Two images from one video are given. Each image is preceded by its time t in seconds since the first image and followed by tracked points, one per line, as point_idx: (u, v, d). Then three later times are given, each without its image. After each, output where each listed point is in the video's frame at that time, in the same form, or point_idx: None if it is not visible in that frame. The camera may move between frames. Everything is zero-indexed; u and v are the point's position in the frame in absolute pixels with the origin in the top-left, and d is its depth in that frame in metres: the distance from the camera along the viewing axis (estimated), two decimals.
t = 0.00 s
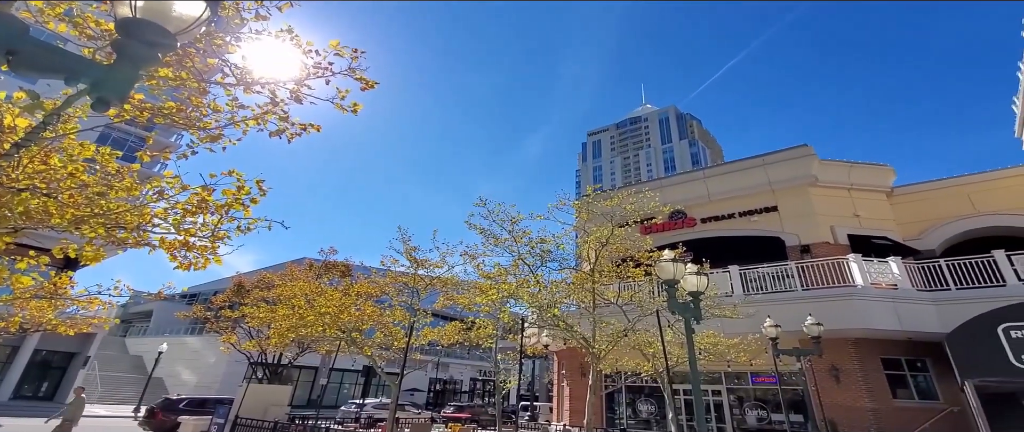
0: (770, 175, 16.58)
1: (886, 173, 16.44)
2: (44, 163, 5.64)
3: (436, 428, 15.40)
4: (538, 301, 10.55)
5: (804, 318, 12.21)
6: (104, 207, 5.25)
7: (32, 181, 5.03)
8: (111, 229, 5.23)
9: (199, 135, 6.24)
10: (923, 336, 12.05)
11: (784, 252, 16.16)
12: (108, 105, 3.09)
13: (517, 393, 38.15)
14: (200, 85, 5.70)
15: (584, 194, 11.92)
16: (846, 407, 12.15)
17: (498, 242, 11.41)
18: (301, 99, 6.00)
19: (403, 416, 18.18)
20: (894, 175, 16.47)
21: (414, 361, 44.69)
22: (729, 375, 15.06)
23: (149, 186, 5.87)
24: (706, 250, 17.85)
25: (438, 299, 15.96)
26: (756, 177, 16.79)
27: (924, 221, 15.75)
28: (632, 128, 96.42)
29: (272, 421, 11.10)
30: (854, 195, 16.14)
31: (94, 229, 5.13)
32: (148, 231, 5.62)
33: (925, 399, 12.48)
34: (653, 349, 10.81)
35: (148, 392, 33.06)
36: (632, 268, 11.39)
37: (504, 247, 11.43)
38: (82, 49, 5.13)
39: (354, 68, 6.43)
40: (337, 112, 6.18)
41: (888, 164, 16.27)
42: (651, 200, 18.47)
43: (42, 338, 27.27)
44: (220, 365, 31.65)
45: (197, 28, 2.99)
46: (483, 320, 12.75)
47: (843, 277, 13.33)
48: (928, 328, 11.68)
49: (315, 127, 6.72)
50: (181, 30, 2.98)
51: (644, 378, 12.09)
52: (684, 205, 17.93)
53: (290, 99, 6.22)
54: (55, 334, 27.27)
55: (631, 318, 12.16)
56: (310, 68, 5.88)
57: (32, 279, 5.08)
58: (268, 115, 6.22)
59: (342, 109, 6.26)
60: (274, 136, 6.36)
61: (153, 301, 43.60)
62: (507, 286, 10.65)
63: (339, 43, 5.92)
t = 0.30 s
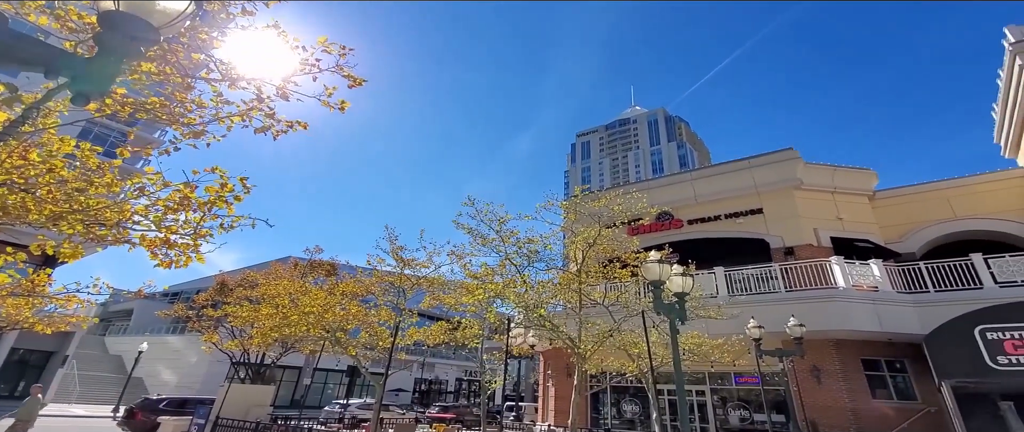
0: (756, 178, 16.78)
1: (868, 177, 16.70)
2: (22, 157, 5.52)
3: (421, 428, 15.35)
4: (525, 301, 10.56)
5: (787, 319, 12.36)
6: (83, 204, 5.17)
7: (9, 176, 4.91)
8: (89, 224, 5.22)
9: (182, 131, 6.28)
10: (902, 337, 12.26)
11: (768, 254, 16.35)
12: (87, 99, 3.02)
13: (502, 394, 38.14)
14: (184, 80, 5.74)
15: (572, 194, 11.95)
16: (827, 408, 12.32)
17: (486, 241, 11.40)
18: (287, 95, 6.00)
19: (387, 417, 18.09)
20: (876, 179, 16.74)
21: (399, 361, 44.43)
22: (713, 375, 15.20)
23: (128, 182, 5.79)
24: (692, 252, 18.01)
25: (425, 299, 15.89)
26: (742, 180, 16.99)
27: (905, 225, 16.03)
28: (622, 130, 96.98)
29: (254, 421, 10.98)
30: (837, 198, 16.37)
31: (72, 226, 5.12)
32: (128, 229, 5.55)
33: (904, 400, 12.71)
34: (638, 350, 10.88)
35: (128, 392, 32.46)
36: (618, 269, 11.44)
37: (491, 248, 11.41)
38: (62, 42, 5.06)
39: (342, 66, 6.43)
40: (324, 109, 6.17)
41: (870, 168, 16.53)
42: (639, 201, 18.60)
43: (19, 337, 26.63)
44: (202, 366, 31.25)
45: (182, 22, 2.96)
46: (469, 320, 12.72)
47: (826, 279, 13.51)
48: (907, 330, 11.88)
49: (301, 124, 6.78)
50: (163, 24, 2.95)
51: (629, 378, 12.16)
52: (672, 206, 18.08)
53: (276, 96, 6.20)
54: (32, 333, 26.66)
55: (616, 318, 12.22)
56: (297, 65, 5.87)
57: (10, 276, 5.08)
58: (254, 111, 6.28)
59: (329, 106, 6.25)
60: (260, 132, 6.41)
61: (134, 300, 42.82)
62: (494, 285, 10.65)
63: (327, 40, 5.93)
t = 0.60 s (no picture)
0: (740, 181, 16.98)
1: (849, 181, 16.98)
2: None
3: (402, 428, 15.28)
4: (509, 301, 10.56)
5: (767, 319, 12.53)
6: (59, 198, 5.11)
7: None
8: (63, 219, 5.16)
9: (163, 125, 6.23)
10: (879, 338, 12.49)
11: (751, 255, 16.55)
12: (65, 91, 2.92)
13: (485, 393, 38.15)
14: (165, 73, 5.70)
15: (557, 194, 11.98)
16: (805, 407, 12.51)
17: (471, 241, 11.36)
18: (272, 92, 6.00)
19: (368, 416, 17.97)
20: (856, 183, 17.03)
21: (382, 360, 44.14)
22: (694, 375, 15.35)
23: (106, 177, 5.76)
24: (676, 253, 18.19)
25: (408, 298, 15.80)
26: (726, 182, 17.18)
27: (884, 228, 16.36)
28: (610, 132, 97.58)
29: (232, 421, 10.86)
30: (818, 201, 16.63)
31: (46, 220, 5.05)
32: (105, 224, 5.46)
33: (880, 400, 12.94)
34: (621, 350, 10.96)
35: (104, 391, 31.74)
36: (603, 269, 11.50)
37: (476, 247, 11.39)
38: (39, 32, 4.96)
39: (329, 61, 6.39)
40: (309, 105, 6.14)
41: (851, 172, 16.81)
42: (624, 202, 18.75)
43: None
44: (181, 365, 30.71)
45: (164, 14, 2.91)
46: (453, 320, 12.65)
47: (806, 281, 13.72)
48: (884, 331, 12.11)
49: (285, 120, 6.81)
50: (144, 15, 2.88)
51: (612, 378, 12.24)
52: (657, 207, 18.23)
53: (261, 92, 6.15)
54: (4, 331, 25.91)
55: (600, 318, 12.28)
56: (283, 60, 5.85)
57: None
58: (237, 107, 6.33)
59: (315, 102, 6.21)
60: (244, 128, 6.49)
61: (110, 298, 41.88)
62: (478, 285, 10.61)
63: (313, 35, 5.90)
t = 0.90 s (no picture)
0: (722, 183, 17.19)
1: (828, 184, 17.31)
2: None
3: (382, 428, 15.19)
4: (491, 300, 10.55)
5: (746, 320, 12.72)
6: (31, 192, 5.00)
7: None
8: (36, 213, 5.06)
9: (141, 119, 6.13)
10: (854, 338, 12.75)
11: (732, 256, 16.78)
12: (39, 83, 2.91)
13: (466, 393, 38.17)
14: (144, 66, 5.59)
15: (542, 194, 12.00)
16: (781, 406, 12.73)
17: (455, 240, 11.33)
18: (253, 86, 5.94)
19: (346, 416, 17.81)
20: (834, 186, 17.37)
21: (362, 360, 43.86)
22: (674, 375, 15.51)
23: (80, 172, 5.66)
24: (659, 253, 18.37)
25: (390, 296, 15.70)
26: (709, 184, 17.40)
27: (860, 231, 16.73)
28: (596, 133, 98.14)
29: (208, 421, 10.67)
30: (798, 204, 16.91)
31: (18, 215, 4.94)
32: (79, 220, 5.38)
33: (853, 399, 13.19)
34: (602, 349, 11.03)
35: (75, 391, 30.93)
36: (586, 269, 11.54)
37: (460, 246, 11.36)
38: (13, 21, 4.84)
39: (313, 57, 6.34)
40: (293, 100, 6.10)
41: (829, 176, 17.15)
42: (608, 202, 18.90)
43: None
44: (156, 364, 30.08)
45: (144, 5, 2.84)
46: (435, 319, 12.60)
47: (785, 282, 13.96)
48: (858, 331, 12.37)
49: (268, 116, 6.76)
50: (124, 7, 2.82)
51: (593, 377, 12.31)
52: (641, 208, 18.38)
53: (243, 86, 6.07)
54: None
55: (582, 318, 12.34)
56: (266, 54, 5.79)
57: None
58: (218, 101, 6.28)
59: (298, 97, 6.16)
60: (224, 123, 6.43)
61: (83, 295, 40.82)
62: (461, 284, 10.58)
63: (297, 30, 5.85)
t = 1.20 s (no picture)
0: (702, 185, 17.44)
1: (803, 188, 17.68)
2: None
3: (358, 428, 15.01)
4: (471, 300, 10.52)
5: (723, 320, 12.93)
6: None
7: None
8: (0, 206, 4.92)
9: (114, 111, 5.99)
10: (826, 338, 13.05)
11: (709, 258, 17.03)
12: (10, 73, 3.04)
13: (444, 392, 38.07)
14: (119, 57, 5.45)
15: (523, 194, 12.01)
16: (754, 405, 12.98)
17: (435, 238, 11.27)
18: (233, 80, 5.87)
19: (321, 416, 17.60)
20: (810, 190, 17.75)
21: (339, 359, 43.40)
22: (650, 374, 15.70)
23: (49, 164, 5.52)
24: (639, 254, 18.56)
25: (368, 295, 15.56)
26: (689, 185, 17.63)
27: (834, 234, 17.17)
28: (580, 134, 98.70)
29: (177, 421, 10.49)
30: (774, 206, 17.24)
31: None
32: (46, 213, 5.26)
33: (824, 398, 13.44)
34: (581, 349, 11.11)
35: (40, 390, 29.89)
36: (566, 269, 11.58)
37: (440, 244, 11.31)
38: None
39: (295, 52, 6.26)
40: (272, 94, 6.03)
41: (805, 179, 17.52)
42: (590, 202, 19.06)
43: None
44: (125, 362, 29.29)
45: None
46: (413, 318, 12.50)
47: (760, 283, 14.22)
48: (829, 332, 12.67)
49: (246, 110, 6.68)
50: None
51: (570, 377, 12.38)
52: (622, 209, 18.56)
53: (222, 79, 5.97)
54: None
55: (561, 317, 12.40)
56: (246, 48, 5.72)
57: None
58: (195, 94, 6.20)
59: (278, 92, 6.09)
60: (201, 116, 6.34)
61: (48, 291, 39.44)
62: (441, 283, 10.52)
63: (278, 23, 5.78)
